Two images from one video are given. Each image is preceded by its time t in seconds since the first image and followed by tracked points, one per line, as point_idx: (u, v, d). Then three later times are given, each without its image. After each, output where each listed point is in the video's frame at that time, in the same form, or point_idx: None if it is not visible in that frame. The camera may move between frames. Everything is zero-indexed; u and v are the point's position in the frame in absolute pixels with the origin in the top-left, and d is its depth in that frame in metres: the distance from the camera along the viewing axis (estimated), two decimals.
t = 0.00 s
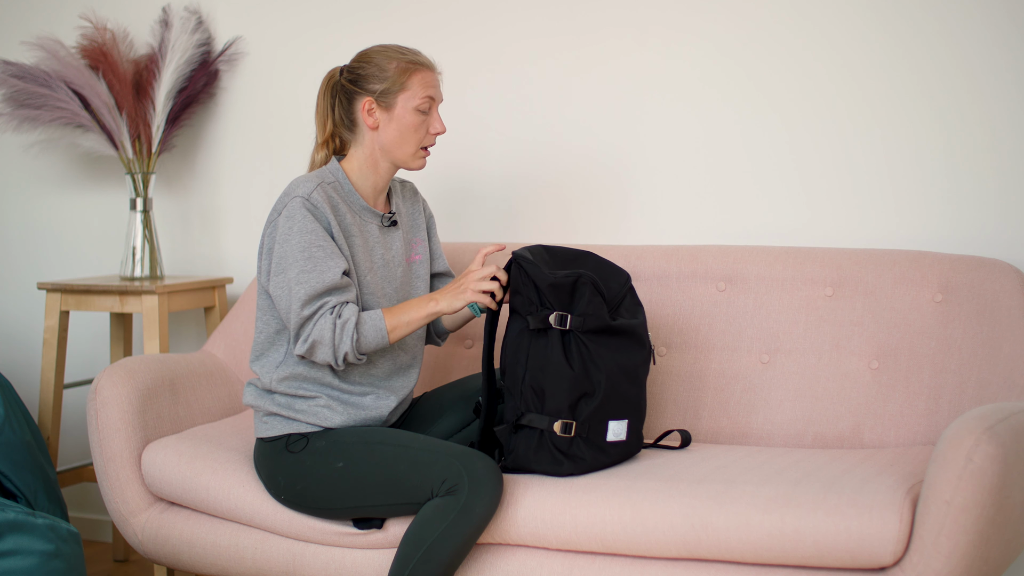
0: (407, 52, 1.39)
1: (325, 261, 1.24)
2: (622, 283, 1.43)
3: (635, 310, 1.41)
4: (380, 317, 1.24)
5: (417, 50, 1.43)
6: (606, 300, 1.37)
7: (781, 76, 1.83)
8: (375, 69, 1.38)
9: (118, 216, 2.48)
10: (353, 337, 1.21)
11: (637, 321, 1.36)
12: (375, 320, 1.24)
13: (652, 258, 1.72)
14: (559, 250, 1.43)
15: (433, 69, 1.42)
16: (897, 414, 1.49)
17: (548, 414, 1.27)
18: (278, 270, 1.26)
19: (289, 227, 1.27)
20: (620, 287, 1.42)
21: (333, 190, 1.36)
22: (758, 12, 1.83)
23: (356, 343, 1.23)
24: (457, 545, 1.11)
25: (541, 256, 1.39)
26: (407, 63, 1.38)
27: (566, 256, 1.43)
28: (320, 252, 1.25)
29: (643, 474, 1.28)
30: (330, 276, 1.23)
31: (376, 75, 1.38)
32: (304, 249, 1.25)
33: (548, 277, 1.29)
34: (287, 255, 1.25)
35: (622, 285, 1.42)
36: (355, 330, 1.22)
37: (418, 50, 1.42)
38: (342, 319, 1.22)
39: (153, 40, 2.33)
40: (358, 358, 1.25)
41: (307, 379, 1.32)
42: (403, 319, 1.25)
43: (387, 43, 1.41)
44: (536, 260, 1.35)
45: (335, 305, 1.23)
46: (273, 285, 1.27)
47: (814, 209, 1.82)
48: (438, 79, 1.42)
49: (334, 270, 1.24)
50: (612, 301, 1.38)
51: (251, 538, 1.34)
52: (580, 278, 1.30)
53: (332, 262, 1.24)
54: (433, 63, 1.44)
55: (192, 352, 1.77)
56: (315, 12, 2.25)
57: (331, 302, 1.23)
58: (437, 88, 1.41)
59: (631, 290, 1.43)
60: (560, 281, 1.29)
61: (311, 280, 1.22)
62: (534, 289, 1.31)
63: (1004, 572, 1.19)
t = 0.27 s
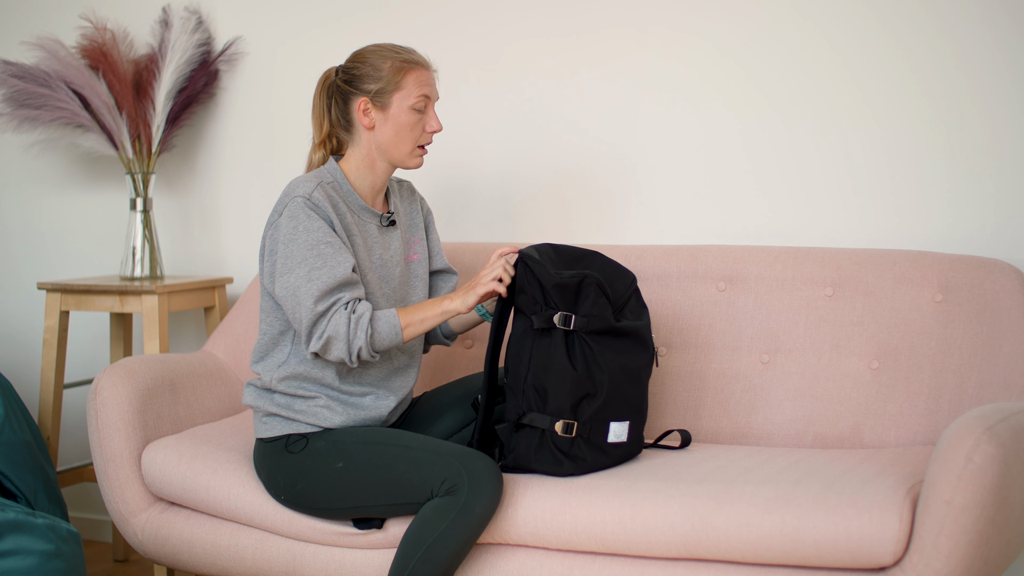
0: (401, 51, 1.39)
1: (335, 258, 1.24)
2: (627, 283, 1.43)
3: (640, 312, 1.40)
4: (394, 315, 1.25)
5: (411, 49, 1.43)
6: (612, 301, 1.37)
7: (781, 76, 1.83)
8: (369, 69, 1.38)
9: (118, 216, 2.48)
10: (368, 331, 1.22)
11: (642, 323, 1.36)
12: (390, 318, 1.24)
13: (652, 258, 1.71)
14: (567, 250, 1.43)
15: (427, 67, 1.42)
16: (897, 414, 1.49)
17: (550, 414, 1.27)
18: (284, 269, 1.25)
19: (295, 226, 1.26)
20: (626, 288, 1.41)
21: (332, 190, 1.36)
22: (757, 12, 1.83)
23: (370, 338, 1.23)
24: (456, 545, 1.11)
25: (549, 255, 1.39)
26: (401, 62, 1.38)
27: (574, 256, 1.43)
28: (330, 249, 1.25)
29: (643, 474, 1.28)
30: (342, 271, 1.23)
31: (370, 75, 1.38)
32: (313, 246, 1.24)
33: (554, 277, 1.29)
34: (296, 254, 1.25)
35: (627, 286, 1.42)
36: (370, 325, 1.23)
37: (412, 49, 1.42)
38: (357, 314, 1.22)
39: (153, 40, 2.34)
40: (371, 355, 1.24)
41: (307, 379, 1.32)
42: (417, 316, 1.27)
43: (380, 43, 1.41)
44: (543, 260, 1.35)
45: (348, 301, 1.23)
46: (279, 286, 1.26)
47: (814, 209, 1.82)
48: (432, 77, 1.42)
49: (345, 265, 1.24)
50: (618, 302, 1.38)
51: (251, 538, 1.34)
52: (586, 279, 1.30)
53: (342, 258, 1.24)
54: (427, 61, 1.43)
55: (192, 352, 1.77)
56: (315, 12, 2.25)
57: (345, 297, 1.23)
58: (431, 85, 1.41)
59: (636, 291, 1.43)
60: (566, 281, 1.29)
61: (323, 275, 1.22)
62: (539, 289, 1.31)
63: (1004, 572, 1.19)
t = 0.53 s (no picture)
0: (396, 51, 1.39)
1: (344, 247, 1.24)
2: (629, 284, 1.43)
3: (641, 313, 1.40)
4: (412, 301, 1.24)
5: (407, 48, 1.43)
6: (613, 302, 1.37)
7: (781, 76, 1.83)
8: (365, 70, 1.38)
9: (118, 216, 2.48)
10: (385, 315, 1.21)
11: (643, 324, 1.36)
12: (407, 304, 1.24)
13: (652, 258, 1.71)
14: (568, 250, 1.45)
15: (424, 66, 1.41)
16: (897, 414, 1.49)
17: (550, 414, 1.26)
18: (293, 265, 1.25)
19: (299, 222, 1.27)
20: (628, 289, 1.42)
21: (332, 188, 1.37)
22: (757, 13, 1.83)
23: (388, 323, 1.22)
24: (456, 545, 1.11)
25: (550, 256, 1.40)
26: (397, 62, 1.38)
27: (576, 257, 1.44)
28: (337, 240, 1.25)
29: (643, 474, 1.28)
30: (351, 259, 1.22)
31: (366, 76, 1.38)
32: (319, 239, 1.24)
33: (556, 278, 1.29)
34: (304, 248, 1.24)
35: (629, 287, 1.42)
36: (385, 310, 1.22)
37: (408, 48, 1.42)
38: (372, 300, 1.21)
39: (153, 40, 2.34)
40: (390, 341, 1.23)
41: (308, 378, 1.32)
42: (434, 301, 1.26)
43: (376, 43, 1.41)
44: (545, 260, 1.35)
45: (361, 288, 1.23)
46: (289, 283, 1.25)
47: (814, 209, 1.82)
48: (428, 74, 1.42)
49: (354, 254, 1.23)
50: (619, 303, 1.38)
51: (251, 538, 1.34)
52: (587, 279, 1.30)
53: (350, 248, 1.24)
54: (423, 60, 1.43)
55: (192, 352, 1.77)
56: (315, 11, 2.25)
57: (357, 284, 1.22)
58: (428, 84, 1.41)
59: (637, 292, 1.43)
60: (568, 282, 1.29)
61: (333, 265, 1.22)
62: (541, 289, 1.31)
63: (1004, 572, 1.19)
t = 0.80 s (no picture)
0: (397, 52, 1.39)
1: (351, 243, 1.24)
2: (627, 284, 1.43)
3: (641, 312, 1.40)
4: (423, 290, 1.24)
5: (408, 49, 1.42)
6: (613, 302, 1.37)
7: (780, 77, 1.83)
8: (365, 72, 1.38)
9: (118, 216, 2.48)
10: (398, 306, 1.21)
11: (643, 324, 1.36)
12: (418, 293, 1.24)
13: (652, 258, 1.71)
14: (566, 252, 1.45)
15: (424, 67, 1.41)
16: (897, 414, 1.49)
17: (550, 415, 1.27)
18: (300, 264, 1.25)
19: (303, 222, 1.27)
20: (627, 289, 1.42)
21: (334, 187, 1.37)
22: (757, 13, 1.83)
23: (401, 315, 1.23)
24: (456, 545, 1.11)
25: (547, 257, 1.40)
26: (398, 63, 1.38)
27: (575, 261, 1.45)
28: (343, 237, 1.25)
29: (643, 474, 1.28)
30: (360, 254, 1.23)
31: (367, 78, 1.38)
32: (324, 237, 1.25)
33: (556, 278, 1.29)
34: (310, 246, 1.24)
35: (627, 287, 1.42)
36: (398, 301, 1.22)
37: (409, 49, 1.42)
38: (383, 292, 1.22)
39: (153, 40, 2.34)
40: (405, 333, 1.23)
41: (310, 377, 1.32)
42: (446, 289, 1.25)
43: (377, 44, 1.41)
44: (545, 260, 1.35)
45: (372, 282, 1.23)
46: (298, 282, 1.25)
47: (814, 209, 1.82)
48: (429, 75, 1.42)
49: (362, 249, 1.24)
50: (619, 303, 1.38)
51: (251, 538, 1.34)
52: (587, 280, 1.30)
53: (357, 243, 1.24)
54: (424, 60, 1.43)
55: (192, 352, 1.77)
56: (315, 11, 2.25)
57: (367, 278, 1.23)
58: (429, 85, 1.40)
59: (636, 292, 1.43)
60: (568, 283, 1.29)
61: (341, 261, 1.22)
62: (540, 290, 1.31)
63: (1004, 572, 1.19)
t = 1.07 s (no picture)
0: (400, 54, 1.39)
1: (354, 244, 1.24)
2: (620, 283, 1.43)
3: (635, 311, 1.40)
4: (427, 292, 1.25)
5: (410, 50, 1.42)
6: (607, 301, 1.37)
7: (780, 76, 1.83)
8: (367, 73, 1.38)
9: (118, 216, 2.48)
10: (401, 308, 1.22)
11: (639, 322, 1.36)
12: (422, 295, 1.24)
13: (652, 258, 1.71)
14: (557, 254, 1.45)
15: (427, 68, 1.41)
16: (897, 414, 1.49)
17: (548, 415, 1.26)
18: (303, 264, 1.25)
19: (307, 221, 1.27)
20: (620, 288, 1.42)
21: (338, 186, 1.37)
22: (757, 13, 1.83)
23: (404, 317, 1.23)
24: (456, 545, 1.11)
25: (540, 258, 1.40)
26: (400, 65, 1.38)
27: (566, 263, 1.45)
28: (347, 238, 1.25)
29: (643, 474, 1.28)
30: (363, 256, 1.23)
31: (368, 79, 1.38)
32: (328, 237, 1.24)
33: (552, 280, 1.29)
34: (314, 246, 1.24)
35: (620, 286, 1.42)
36: (401, 303, 1.23)
37: (412, 50, 1.41)
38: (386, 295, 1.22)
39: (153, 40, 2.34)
40: (408, 335, 1.24)
41: (310, 378, 1.32)
42: (450, 292, 1.26)
43: (379, 44, 1.40)
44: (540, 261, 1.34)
45: (375, 284, 1.23)
46: (301, 282, 1.25)
47: (814, 209, 1.82)
48: (431, 77, 1.42)
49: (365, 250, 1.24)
50: (613, 302, 1.38)
51: (251, 538, 1.34)
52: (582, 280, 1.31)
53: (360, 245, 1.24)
54: (427, 61, 1.42)
55: (192, 352, 1.77)
56: (315, 11, 2.25)
57: (371, 280, 1.23)
58: (431, 87, 1.41)
59: (630, 290, 1.43)
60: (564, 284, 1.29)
61: (344, 262, 1.22)
62: (535, 291, 1.31)
63: (1004, 572, 1.19)
